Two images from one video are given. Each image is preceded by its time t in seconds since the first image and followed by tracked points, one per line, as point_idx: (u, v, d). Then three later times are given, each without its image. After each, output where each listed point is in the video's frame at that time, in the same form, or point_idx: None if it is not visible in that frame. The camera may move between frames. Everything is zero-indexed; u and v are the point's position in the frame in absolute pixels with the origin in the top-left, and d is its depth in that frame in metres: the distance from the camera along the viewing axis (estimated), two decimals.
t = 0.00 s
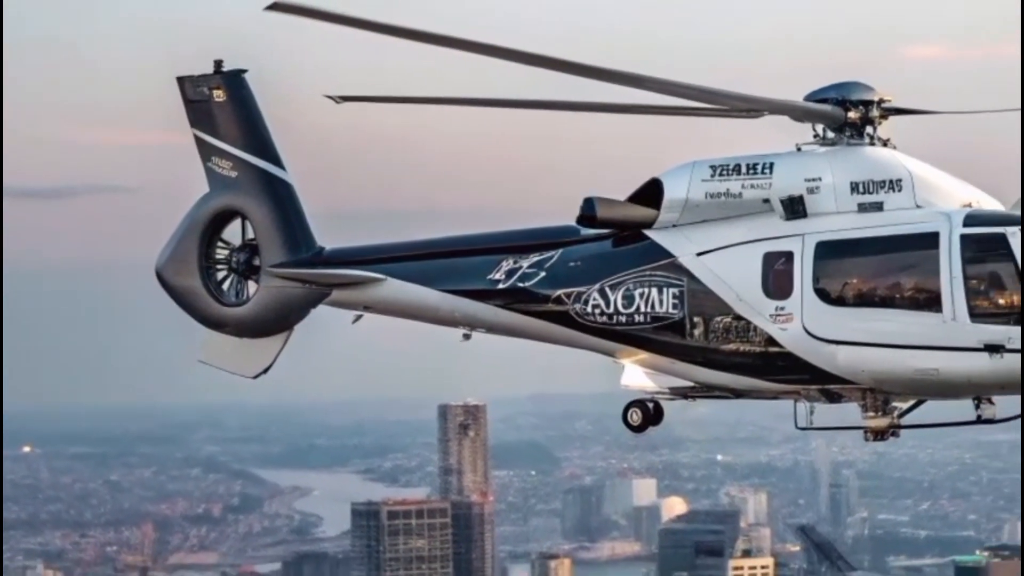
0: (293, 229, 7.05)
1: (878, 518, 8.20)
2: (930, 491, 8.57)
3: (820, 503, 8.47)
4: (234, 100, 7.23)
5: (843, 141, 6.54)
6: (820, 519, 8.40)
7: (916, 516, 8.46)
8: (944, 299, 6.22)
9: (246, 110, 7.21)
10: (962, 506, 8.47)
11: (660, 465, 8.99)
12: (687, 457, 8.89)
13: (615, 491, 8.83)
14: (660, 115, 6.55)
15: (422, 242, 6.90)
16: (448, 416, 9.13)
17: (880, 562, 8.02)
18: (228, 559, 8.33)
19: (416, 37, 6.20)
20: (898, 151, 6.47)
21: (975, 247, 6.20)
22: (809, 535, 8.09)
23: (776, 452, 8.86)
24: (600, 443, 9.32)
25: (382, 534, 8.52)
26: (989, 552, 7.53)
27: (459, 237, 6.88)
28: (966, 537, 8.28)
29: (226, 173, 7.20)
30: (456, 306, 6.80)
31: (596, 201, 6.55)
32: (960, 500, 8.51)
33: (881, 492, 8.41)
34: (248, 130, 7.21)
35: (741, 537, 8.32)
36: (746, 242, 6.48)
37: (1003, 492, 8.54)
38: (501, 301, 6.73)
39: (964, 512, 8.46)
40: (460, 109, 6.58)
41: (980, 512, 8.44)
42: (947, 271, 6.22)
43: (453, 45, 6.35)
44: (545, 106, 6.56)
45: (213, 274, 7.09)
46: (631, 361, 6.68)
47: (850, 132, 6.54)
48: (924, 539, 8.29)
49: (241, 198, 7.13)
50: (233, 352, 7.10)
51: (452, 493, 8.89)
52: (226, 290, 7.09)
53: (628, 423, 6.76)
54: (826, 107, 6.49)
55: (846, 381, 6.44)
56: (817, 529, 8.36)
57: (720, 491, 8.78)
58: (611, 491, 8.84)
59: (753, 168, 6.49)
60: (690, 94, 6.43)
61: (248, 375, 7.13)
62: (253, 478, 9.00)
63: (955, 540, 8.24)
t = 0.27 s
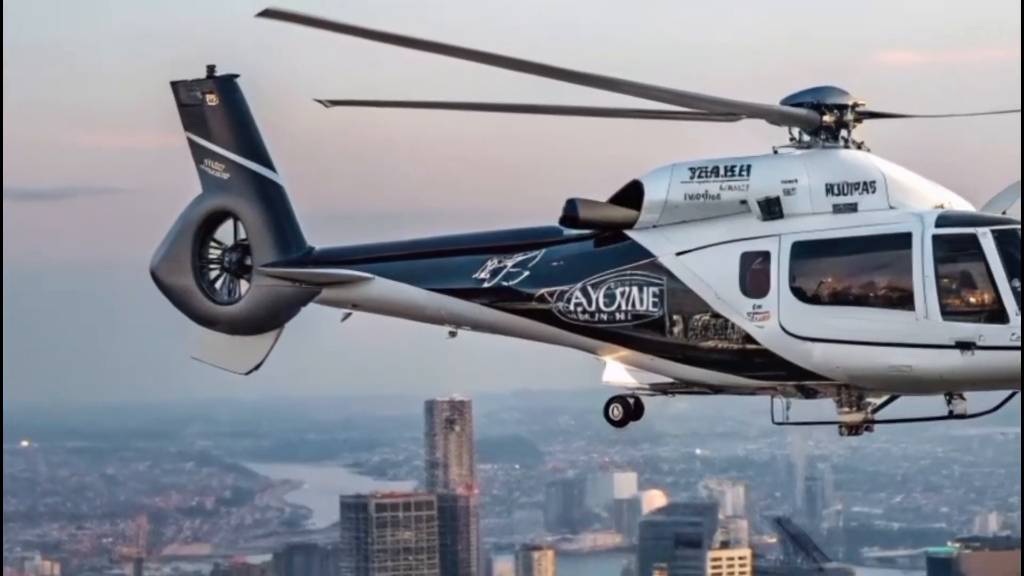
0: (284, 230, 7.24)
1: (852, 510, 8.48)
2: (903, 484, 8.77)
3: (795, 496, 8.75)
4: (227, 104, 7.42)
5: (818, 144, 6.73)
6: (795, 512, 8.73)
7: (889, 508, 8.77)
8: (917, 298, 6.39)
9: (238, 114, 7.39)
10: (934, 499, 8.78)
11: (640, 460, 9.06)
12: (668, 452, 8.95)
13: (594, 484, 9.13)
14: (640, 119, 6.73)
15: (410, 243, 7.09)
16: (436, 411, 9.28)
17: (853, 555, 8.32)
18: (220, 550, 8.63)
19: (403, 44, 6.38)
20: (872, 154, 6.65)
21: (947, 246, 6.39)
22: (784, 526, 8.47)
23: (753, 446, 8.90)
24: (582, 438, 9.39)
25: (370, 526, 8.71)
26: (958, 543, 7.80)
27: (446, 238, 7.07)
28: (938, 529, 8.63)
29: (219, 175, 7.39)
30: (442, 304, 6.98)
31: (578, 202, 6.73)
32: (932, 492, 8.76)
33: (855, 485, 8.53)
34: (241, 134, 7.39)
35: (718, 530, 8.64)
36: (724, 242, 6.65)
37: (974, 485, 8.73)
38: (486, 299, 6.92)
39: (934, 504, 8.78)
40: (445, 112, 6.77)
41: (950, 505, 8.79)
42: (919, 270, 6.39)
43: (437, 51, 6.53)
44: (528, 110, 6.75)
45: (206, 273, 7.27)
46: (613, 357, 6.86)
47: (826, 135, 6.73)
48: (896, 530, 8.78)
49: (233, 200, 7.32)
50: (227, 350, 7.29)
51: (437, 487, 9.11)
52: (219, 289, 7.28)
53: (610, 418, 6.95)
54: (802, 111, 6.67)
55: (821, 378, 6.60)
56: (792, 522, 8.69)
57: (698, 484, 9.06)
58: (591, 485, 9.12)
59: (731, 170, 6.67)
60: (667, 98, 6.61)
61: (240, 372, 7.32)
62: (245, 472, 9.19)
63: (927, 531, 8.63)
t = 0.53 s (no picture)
0: (274, 230, 7.43)
1: (827, 502, 8.59)
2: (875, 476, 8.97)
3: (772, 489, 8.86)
4: (219, 109, 7.61)
5: (794, 147, 6.93)
6: (771, 504, 8.85)
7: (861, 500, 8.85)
8: (889, 296, 6.59)
9: (229, 118, 7.59)
10: (907, 492, 8.92)
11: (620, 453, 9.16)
12: (648, 446, 9.03)
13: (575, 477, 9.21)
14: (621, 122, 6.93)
15: (397, 243, 7.29)
16: (422, 406, 9.46)
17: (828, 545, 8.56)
18: (213, 541, 8.86)
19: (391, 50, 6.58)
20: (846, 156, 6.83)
21: (919, 247, 6.58)
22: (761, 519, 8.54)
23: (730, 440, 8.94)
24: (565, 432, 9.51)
25: (359, 517, 8.91)
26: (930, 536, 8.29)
27: (432, 238, 7.27)
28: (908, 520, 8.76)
29: (211, 177, 7.58)
30: (428, 302, 7.18)
31: (560, 203, 6.95)
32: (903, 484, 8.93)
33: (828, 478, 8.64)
34: (232, 137, 7.59)
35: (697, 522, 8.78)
36: (702, 243, 6.85)
37: (945, 479, 9.06)
38: (471, 297, 7.11)
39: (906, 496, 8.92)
40: (430, 116, 6.97)
41: (921, 497, 8.92)
42: (892, 270, 6.59)
43: (423, 56, 6.73)
44: (512, 114, 6.94)
45: (199, 272, 7.47)
46: (593, 354, 7.06)
47: (801, 138, 6.93)
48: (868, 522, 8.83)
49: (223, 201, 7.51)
50: (219, 348, 7.48)
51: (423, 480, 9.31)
52: (211, 288, 7.47)
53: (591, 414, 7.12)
54: (777, 115, 6.86)
55: (796, 374, 6.80)
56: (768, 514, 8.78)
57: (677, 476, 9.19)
58: (573, 478, 9.19)
59: (709, 172, 6.86)
60: (646, 102, 6.81)
61: (232, 367, 7.51)
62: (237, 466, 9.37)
63: (899, 523, 8.75)
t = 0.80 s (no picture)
0: (265, 230, 7.64)
1: (801, 495, 8.96)
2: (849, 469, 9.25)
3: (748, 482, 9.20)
4: (211, 113, 7.82)
5: (769, 150, 7.11)
6: (748, 496, 9.18)
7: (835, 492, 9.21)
8: (862, 295, 6.68)
9: (221, 121, 7.79)
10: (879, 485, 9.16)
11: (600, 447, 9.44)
12: (627, 440, 9.40)
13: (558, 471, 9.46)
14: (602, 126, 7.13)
15: (384, 243, 7.49)
16: (408, 402, 9.67)
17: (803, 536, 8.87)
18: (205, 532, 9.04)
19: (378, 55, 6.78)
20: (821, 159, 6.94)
21: (890, 246, 6.67)
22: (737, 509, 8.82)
23: (708, 434, 9.40)
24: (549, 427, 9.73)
25: (348, 509, 9.18)
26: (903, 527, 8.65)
27: (418, 239, 7.46)
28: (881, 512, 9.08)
29: (204, 179, 7.80)
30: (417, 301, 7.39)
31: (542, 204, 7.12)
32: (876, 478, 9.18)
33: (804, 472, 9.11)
34: (224, 140, 7.80)
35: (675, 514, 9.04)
36: (680, 243, 6.99)
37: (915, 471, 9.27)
38: (455, 296, 7.32)
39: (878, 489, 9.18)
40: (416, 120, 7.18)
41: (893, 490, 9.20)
42: (864, 269, 6.68)
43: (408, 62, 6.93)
44: (496, 119, 7.14)
45: (192, 272, 7.67)
46: (575, 351, 7.23)
47: (776, 141, 7.11)
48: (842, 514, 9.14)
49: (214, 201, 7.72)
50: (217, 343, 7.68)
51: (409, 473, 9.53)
52: (204, 286, 7.68)
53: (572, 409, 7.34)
54: (753, 119, 7.07)
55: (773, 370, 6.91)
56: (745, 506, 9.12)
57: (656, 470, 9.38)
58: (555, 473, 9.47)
59: (687, 175, 7.01)
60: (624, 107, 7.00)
61: (223, 364, 7.71)
62: (229, 459, 9.57)
63: (871, 514, 9.03)
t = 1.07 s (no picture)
0: (255, 231, 7.84)
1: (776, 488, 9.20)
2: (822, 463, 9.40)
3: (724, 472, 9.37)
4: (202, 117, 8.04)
5: (744, 153, 7.32)
6: (725, 489, 9.36)
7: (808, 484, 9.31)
8: (834, 293, 6.72)
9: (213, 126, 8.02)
10: (850, 478, 9.34)
11: (581, 440, 9.45)
12: (608, 434, 9.34)
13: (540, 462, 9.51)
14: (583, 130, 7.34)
15: (372, 243, 7.69)
16: (395, 397, 9.82)
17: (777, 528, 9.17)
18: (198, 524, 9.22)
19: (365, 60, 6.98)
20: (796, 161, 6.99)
21: (862, 246, 6.71)
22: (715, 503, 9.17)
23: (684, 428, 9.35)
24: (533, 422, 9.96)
25: (336, 501, 9.42)
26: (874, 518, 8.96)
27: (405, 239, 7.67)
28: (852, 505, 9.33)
29: (197, 182, 8.01)
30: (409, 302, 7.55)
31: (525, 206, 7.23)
32: (848, 471, 9.38)
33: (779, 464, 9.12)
34: (216, 145, 8.02)
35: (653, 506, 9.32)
36: (659, 243, 7.05)
37: (887, 465, 9.40)
38: (439, 295, 7.47)
39: (850, 482, 9.38)
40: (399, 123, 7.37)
41: (864, 482, 9.40)
42: (836, 268, 6.72)
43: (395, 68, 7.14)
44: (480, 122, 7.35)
45: (185, 271, 7.88)
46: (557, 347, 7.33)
47: (751, 144, 7.32)
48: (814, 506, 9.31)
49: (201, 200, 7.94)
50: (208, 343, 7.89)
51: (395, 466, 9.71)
52: (197, 285, 7.89)
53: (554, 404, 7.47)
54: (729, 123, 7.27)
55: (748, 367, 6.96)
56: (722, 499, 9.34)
57: (635, 464, 9.38)
58: (537, 463, 9.50)
59: (665, 177, 7.07)
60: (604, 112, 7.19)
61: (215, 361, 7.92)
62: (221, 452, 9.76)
63: (843, 506, 9.29)
